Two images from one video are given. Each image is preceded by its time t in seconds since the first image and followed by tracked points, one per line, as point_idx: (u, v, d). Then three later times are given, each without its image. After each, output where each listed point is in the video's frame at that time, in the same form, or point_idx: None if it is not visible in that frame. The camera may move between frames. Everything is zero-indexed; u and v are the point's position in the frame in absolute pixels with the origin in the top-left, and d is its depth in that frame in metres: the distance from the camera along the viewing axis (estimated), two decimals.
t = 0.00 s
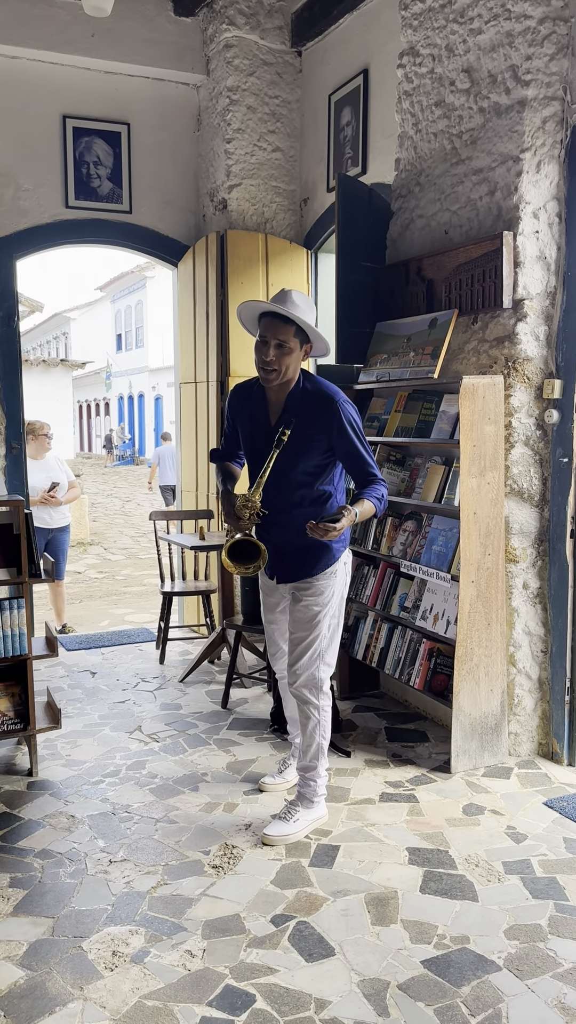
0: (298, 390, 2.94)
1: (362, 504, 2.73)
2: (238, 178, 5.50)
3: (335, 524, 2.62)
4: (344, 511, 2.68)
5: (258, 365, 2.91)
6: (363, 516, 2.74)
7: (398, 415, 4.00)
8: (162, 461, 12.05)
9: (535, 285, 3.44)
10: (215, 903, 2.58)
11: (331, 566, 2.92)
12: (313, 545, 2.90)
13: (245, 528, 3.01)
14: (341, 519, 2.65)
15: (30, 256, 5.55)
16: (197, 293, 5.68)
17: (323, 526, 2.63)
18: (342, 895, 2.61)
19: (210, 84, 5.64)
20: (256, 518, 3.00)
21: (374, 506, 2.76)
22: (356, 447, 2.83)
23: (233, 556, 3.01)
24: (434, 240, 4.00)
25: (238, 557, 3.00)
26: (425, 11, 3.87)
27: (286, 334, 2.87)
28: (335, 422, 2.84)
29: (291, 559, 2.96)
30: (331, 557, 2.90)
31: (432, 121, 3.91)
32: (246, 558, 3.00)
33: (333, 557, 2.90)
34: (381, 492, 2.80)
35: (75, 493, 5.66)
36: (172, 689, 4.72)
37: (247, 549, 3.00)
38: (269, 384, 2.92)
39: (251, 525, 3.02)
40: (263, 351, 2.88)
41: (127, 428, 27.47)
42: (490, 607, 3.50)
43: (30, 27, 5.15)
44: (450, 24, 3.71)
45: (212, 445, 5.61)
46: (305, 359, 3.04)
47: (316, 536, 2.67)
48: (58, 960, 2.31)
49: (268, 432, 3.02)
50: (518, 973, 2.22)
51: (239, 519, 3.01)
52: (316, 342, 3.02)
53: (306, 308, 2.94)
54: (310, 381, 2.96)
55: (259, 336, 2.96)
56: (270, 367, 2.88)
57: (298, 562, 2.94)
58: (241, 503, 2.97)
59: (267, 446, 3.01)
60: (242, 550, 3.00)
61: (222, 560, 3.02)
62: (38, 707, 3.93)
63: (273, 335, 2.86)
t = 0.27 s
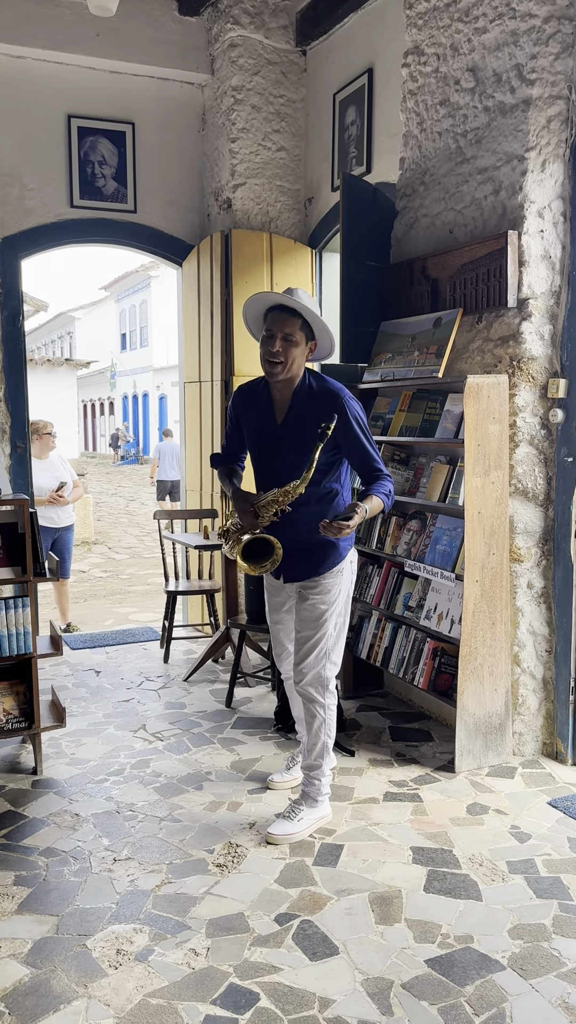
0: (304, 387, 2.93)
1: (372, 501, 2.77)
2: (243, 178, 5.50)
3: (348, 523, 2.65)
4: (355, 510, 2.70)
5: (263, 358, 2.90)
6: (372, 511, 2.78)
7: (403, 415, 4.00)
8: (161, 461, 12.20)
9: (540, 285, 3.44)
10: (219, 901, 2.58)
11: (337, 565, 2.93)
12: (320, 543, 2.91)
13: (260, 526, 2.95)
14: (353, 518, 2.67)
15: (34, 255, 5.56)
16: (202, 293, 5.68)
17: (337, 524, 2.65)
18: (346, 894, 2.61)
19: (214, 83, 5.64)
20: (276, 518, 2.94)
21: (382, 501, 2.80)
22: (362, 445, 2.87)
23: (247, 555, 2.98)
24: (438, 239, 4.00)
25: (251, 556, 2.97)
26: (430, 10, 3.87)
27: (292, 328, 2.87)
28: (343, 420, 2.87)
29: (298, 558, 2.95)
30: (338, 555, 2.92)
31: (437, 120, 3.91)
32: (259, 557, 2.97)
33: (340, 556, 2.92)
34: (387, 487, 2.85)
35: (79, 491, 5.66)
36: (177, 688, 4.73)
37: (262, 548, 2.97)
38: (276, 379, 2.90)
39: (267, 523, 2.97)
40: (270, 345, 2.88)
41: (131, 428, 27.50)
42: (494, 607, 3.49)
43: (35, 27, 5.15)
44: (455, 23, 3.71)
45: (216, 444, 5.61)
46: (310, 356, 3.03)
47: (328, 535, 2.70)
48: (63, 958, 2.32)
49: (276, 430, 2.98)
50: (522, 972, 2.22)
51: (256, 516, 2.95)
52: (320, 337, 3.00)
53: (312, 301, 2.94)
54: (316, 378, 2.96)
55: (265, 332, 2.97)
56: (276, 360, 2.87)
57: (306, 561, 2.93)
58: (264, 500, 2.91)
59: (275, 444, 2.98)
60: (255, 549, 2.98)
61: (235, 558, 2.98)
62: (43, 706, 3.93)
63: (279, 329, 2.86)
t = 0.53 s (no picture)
0: (317, 386, 2.95)
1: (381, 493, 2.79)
2: (246, 178, 5.51)
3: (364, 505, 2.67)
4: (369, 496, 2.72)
5: (278, 356, 2.90)
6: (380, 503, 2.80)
7: (406, 415, 4.00)
8: (160, 461, 12.26)
9: (543, 285, 3.43)
10: (222, 901, 2.59)
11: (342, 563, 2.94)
12: (327, 538, 2.92)
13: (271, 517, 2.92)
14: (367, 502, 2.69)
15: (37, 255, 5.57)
16: (205, 293, 5.68)
17: (355, 508, 2.67)
18: (349, 894, 2.61)
19: (217, 84, 5.64)
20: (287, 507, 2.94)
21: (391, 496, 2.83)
22: (372, 443, 2.92)
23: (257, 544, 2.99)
24: (441, 239, 3.99)
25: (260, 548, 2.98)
26: (433, 10, 3.87)
27: (307, 326, 2.87)
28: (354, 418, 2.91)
29: (302, 554, 2.94)
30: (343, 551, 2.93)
31: (440, 120, 3.90)
32: (268, 549, 2.97)
33: (344, 551, 2.93)
34: (394, 483, 2.89)
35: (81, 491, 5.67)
36: (179, 688, 4.73)
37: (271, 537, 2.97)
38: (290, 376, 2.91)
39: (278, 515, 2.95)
40: (286, 342, 2.87)
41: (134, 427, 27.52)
42: (497, 607, 3.49)
43: (38, 28, 5.16)
44: (458, 23, 3.71)
45: (219, 444, 5.61)
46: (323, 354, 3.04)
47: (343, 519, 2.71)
48: (66, 957, 2.32)
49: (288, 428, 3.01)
50: (525, 972, 2.22)
51: (268, 509, 2.90)
52: (334, 334, 3.00)
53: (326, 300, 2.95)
54: (328, 377, 2.98)
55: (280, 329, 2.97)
56: (291, 358, 2.87)
57: (310, 557, 2.93)
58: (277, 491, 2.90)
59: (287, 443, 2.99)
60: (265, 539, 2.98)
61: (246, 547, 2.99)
62: (46, 706, 3.94)
63: (295, 327, 2.86)
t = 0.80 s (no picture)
0: (327, 386, 2.97)
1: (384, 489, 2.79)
2: (246, 178, 5.51)
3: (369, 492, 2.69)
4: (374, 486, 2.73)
5: (291, 354, 2.93)
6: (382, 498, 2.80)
7: (406, 415, 4.00)
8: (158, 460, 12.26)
9: (543, 285, 3.43)
10: (222, 902, 2.59)
11: (343, 560, 2.94)
12: (329, 534, 2.92)
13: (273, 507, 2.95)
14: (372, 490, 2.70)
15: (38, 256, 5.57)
16: (205, 293, 5.69)
17: (359, 493, 2.70)
18: (349, 895, 2.61)
19: (218, 84, 5.64)
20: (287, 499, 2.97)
21: (393, 494, 2.83)
22: (377, 442, 2.90)
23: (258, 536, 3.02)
24: (441, 240, 3.99)
25: (263, 540, 3.01)
26: (433, 11, 3.87)
27: (321, 327, 2.89)
28: (359, 417, 2.90)
29: (304, 550, 2.95)
30: (345, 548, 2.93)
31: (440, 120, 3.91)
32: (269, 540, 3.00)
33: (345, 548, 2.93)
34: (396, 481, 2.88)
35: (81, 492, 5.67)
36: (180, 688, 4.73)
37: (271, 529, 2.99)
38: (303, 374, 2.93)
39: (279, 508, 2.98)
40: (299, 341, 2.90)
41: (135, 428, 27.53)
42: (498, 607, 3.49)
43: (38, 29, 5.17)
44: (458, 24, 3.71)
45: (219, 445, 5.62)
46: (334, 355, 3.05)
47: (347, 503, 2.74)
48: (66, 958, 2.32)
49: (296, 426, 3.02)
50: (525, 973, 2.22)
51: (269, 499, 2.96)
52: (345, 336, 3.00)
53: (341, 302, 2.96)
54: (339, 377, 2.99)
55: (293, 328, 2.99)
56: (303, 357, 2.90)
57: (312, 553, 2.93)
58: (277, 481, 2.93)
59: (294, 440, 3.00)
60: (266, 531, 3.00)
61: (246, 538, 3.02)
62: (46, 706, 3.94)
63: (309, 327, 2.88)
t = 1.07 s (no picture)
0: (332, 389, 2.98)
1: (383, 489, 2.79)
2: (245, 180, 5.51)
3: (362, 486, 2.70)
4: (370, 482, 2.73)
5: (297, 358, 2.94)
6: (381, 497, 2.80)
7: (404, 417, 4.00)
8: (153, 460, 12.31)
9: (541, 287, 3.44)
10: (221, 903, 2.59)
11: (343, 558, 2.94)
12: (329, 533, 2.93)
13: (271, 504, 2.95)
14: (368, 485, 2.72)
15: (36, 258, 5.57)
16: (204, 295, 5.69)
17: (355, 486, 2.71)
18: (347, 896, 2.61)
19: (216, 86, 5.65)
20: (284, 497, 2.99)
21: (392, 493, 2.82)
22: (379, 444, 2.90)
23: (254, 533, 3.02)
24: (439, 242, 4.00)
25: (259, 535, 3.02)
26: (431, 13, 3.88)
27: (325, 332, 2.91)
28: (361, 419, 2.91)
29: (305, 549, 2.96)
30: (345, 548, 2.94)
31: (438, 122, 3.91)
32: (266, 536, 3.02)
33: (345, 546, 2.94)
34: (397, 481, 2.88)
35: (78, 493, 5.66)
36: (179, 690, 4.73)
37: (267, 526, 3.01)
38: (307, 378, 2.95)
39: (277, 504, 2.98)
40: (304, 345, 2.92)
41: (134, 430, 27.53)
42: (496, 608, 3.49)
43: (36, 31, 5.17)
44: (456, 26, 3.72)
45: (218, 446, 5.62)
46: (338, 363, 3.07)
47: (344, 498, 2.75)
48: (64, 960, 2.32)
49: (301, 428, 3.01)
50: (523, 975, 2.22)
51: (267, 497, 2.95)
52: (350, 343, 3.03)
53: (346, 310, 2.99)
54: (343, 381, 2.99)
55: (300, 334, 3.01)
56: (308, 360, 2.91)
57: (312, 552, 2.94)
58: (273, 479, 2.93)
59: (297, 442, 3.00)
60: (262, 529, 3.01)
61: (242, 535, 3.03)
62: (45, 708, 3.94)
63: (314, 332, 2.90)
